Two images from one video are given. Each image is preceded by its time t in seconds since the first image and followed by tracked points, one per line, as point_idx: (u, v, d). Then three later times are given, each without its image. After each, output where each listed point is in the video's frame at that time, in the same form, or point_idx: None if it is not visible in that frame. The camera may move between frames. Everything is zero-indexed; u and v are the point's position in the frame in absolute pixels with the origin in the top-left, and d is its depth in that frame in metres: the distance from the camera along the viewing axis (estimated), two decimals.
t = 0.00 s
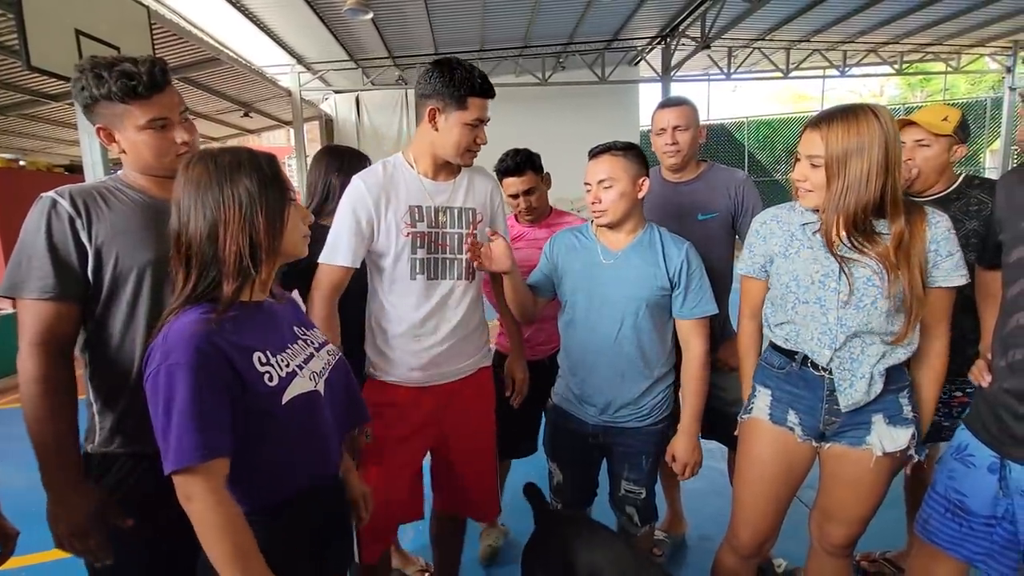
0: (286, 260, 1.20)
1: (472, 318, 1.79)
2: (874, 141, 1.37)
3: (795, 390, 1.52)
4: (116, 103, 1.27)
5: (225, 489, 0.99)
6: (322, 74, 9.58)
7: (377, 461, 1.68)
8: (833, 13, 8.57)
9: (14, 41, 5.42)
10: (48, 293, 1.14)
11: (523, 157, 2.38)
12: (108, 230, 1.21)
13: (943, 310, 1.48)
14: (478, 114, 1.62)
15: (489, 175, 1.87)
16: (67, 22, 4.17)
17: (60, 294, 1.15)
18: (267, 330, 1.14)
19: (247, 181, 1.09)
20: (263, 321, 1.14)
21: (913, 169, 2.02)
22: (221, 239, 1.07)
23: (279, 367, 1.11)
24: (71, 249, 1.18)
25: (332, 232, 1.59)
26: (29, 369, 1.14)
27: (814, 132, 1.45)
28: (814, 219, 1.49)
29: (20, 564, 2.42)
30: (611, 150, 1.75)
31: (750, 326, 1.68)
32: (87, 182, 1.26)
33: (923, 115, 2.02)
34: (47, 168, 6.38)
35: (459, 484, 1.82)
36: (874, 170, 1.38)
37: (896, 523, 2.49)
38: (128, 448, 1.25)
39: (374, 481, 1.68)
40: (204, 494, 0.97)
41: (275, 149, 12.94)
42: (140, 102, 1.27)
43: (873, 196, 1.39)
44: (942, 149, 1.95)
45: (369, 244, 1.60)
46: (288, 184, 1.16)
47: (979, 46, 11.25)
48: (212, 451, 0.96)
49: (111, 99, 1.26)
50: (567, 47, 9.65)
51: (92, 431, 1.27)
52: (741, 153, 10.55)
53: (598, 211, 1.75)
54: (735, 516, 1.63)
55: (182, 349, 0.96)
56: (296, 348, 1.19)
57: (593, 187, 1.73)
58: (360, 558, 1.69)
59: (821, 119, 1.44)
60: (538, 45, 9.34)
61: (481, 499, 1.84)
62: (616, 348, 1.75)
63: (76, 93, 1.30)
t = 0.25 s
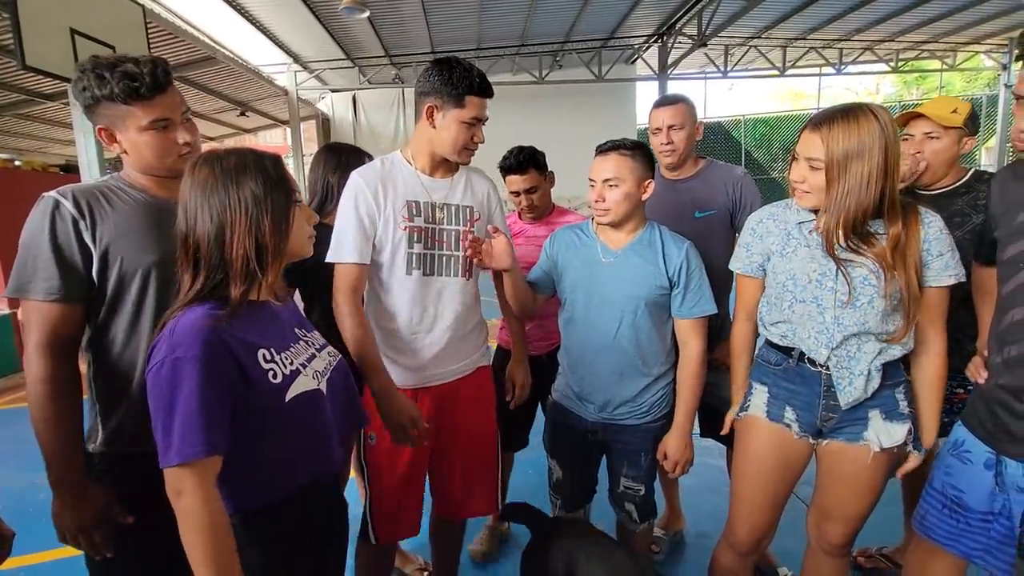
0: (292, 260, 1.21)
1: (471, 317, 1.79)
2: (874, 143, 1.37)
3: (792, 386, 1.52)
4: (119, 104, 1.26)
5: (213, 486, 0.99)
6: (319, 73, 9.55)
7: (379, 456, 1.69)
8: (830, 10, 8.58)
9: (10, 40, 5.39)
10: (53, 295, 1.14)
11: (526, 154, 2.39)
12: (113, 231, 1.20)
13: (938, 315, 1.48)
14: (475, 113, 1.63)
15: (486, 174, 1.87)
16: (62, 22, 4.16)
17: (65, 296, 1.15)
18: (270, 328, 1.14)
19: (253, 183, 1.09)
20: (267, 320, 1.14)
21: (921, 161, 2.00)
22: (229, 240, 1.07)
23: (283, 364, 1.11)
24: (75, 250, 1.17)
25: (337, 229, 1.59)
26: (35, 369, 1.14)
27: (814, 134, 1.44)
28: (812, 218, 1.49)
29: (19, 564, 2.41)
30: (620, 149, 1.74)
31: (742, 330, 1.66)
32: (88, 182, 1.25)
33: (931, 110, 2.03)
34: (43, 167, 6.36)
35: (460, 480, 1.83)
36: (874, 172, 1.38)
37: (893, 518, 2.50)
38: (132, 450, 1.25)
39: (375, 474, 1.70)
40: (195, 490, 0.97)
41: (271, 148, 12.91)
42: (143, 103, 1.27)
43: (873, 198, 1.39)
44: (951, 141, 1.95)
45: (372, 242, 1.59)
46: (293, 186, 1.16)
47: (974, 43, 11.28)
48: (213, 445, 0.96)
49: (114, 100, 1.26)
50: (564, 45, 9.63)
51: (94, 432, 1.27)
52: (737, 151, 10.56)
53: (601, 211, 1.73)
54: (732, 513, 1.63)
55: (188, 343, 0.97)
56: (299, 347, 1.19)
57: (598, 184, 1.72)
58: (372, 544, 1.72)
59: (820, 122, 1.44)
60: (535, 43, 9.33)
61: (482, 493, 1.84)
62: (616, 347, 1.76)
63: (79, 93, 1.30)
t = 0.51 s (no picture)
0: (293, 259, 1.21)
1: (468, 316, 1.80)
2: (871, 144, 1.38)
3: (790, 381, 1.52)
4: (133, 95, 1.27)
5: (230, 477, 1.00)
6: (317, 72, 9.56)
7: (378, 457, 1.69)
8: (828, 8, 8.59)
9: (8, 40, 5.39)
10: (52, 291, 1.14)
11: (521, 151, 2.40)
12: (112, 227, 1.21)
13: (937, 311, 1.47)
14: (469, 111, 1.63)
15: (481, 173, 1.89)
16: (61, 22, 4.17)
17: (64, 293, 1.16)
18: (270, 325, 1.15)
19: (255, 183, 1.09)
20: (267, 317, 1.15)
21: (936, 153, 1.94)
22: (230, 238, 1.08)
23: (283, 360, 1.12)
24: (74, 246, 1.17)
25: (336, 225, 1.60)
26: (31, 369, 1.14)
27: (812, 134, 1.44)
28: (810, 217, 1.49)
29: (20, 562, 2.42)
30: (625, 148, 1.72)
31: (738, 328, 1.67)
32: (87, 179, 1.26)
33: (949, 102, 1.95)
34: (42, 167, 6.37)
35: (459, 478, 1.83)
36: (872, 173, 1.38)
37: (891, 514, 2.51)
38: (134, 448, 1.25)
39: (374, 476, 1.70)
40: (211, 483, 0.97)
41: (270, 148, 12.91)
42: (158, 96, 1.30)
43: (871, 199, 1.39)
44: (968, 135, 1.88)
45: (372, 241, 1.60)
46: (295, 185, 1.17)
47: (972, 42, 11.29)
48: (217, 439, 0.97)
49: (129, 91, 1.27)
50: (562, 44, 9.64)
51: (100, 430, 1.27)
52: (736, 150, 10.57)
53: (604, 209, 1.73)
54: (730, 510, 1.64)
55: (190, 338, 0.97)
56: (298, 344, 1.20)
57: (601, 183, 1.72)
58: (369, 548, 1.71)
59: (818, 122, 1.44)
60: (533, 42, 9.33)
61: (482, 492, 1.83)
62: (615, 344, 1.76)
63: (86, 85, 1.29)
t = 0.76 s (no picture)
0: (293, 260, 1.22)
1: (467, 315, 1.81)
2: (868, 151, 1.37)
3: (796, 379, 1.53)
4: (159, 91, 1.30)
5: (236, 471, 1.00)
6: (319, 72, 9.56)
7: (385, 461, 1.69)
8: (829, 9, 8.58)
9: (11, 40, 5.41)
10: (58, 290, 1.15)
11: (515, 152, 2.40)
12: (118, 226, 1.22)
13: (937, 311, 1.45)
14: (465, 110, 1.64)
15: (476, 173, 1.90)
16: (63, 22, 4.19)
17: (70, 291, 1.16)
18: (271, 324, 1.15)
19: (255, 184, 1.10)
20: (269, 316, 1.16)
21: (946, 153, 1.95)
22: (231, 237, 1.08)
23: (285, 358, 1.13)
24: (81, 245, 1.18)
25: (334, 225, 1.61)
26: (37, 367, 1.15)
27: (809, 143, 1.43)
28: (803, 225, 1.50)
29: (24, 560, 2.43)
30: (625, 148, 1.72)
31: (738, 328, 1.67)
32: (92, 180, 1.27)
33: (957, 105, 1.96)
34: (45, 167, 6.38)
35: (462, 476, 1.84)
36: (870, 182, 1.38)
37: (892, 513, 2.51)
38: (144, 442, 1.26)
39: (383, 477, 1.69)
40: (218, 479, 0.98)
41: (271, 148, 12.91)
42: (182, 95, 1.34)
43: (868, 207, 1.39)
44: (983, 136, 1.89)
45: (372, 241, 1.60)
46: (295, 186, 1.18)
47: (974, 42, 11.28)
48: (221, 434, 0.97)
49: (156, 87, 1.30)
50: (563, 44, 9.64)
51: (110, 427, 1.28)
52: (737, 150, 10.57)
53: (606, 210, 1.73)
54: (730, 507, 1.65)
55: (192, 335, 0.98)
56: (299, 342, 1.21)
57: (603, 184, 1.71)
58: (379, 547, 1.71)
59: (814, 130, 1.43)
60: (534, 42, 9.33)
61: (485, 487, 1.86)
62: (615, 344, 1.77)
63: (106, 81, 1.30)
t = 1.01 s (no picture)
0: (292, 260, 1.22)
1: (467, 314, 1.81)
2: (860, 159, 1.37)
3: (809, 381, 1.53)
4: (169, 91, 1.32)
5: (232, 475, 1.01)
6: (320, 72, 9.57)
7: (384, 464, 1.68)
8: (830, 8, 8.58)
9: (13, 40, 5.42)
10: (69, 286, 1.15)
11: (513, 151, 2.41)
12: (129, 223, 1.23)
13: (934, 306, 1.44)
14: (458, 107, 1.65)
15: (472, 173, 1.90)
16: (65, 22, 4.20)
17: (81, 287, 1.17)
18: (274, 323, 1.16)
19: (257, 184, 1.10)
20: (272, 315, 1.16)
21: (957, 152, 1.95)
22: (235, 236, 1.09)
23: (288, 357, 1.13)
24: (92, 242, 1.19)
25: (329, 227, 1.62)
26: (52, 364, 1.15)
27: (801, 153, 1.42)
28: (798, 234, 1.51)
29: (26, 559, 2.44)
30: (627, 149, 1.72)
31: (737, 333, 1.67)
32: (100, 177, 1.28)
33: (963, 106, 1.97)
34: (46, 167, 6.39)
35: (463, 475, 1.84)
36: (864, 190, 1.38)
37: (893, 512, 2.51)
38: (151, 438, 1.27)
39: (384, 477, 1.69)
40: (216, 480, 0.99)
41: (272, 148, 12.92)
42: (193, 96, 1.35)
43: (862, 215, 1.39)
44: (995, 135, 1.90)
45: (367, 241, 1.60)
46: (297, 185, 1.18)
47: (975, 42, 11.26)
48: (224, 435, 0.98)
49: (166, 87, 1.31)
50: (564, 44, 9.64)
51: (113, 425, 1.28)
52: (738, 150, 10.56)
53: (606, 211, 1.72)
54: (730, 507, 1.65)
55: (196, 335, 0.98)
56: (302, 341, 1.21)
57: (603, 184, 1.71)
58: (380, 546, 1.71)
59: (805, 139, 1.43)
60: (535, 42, 9.34)
61: (483, 484, 1.86)
62: (616, 344, 1.77)
63: (115, 78, 1.31)
